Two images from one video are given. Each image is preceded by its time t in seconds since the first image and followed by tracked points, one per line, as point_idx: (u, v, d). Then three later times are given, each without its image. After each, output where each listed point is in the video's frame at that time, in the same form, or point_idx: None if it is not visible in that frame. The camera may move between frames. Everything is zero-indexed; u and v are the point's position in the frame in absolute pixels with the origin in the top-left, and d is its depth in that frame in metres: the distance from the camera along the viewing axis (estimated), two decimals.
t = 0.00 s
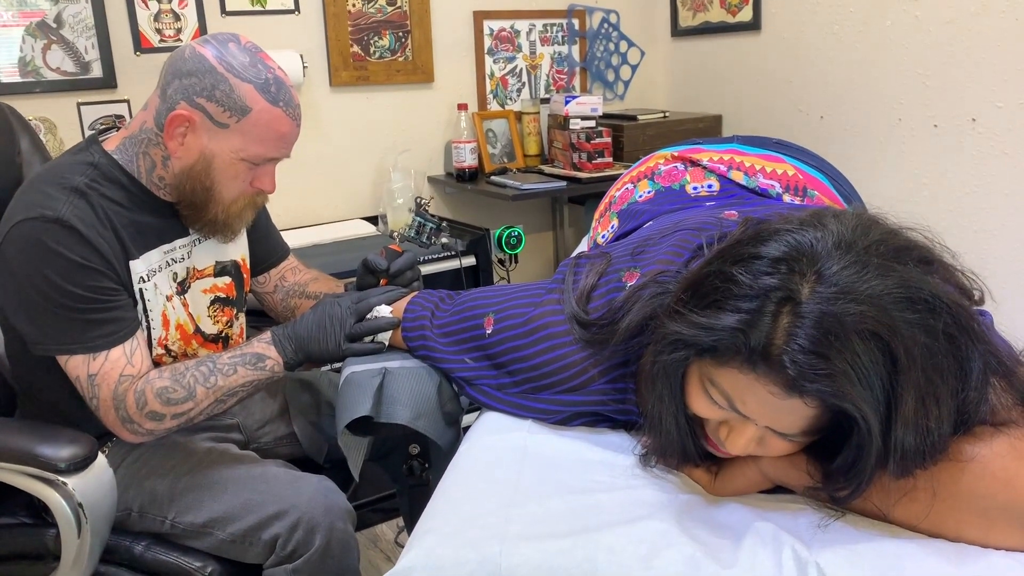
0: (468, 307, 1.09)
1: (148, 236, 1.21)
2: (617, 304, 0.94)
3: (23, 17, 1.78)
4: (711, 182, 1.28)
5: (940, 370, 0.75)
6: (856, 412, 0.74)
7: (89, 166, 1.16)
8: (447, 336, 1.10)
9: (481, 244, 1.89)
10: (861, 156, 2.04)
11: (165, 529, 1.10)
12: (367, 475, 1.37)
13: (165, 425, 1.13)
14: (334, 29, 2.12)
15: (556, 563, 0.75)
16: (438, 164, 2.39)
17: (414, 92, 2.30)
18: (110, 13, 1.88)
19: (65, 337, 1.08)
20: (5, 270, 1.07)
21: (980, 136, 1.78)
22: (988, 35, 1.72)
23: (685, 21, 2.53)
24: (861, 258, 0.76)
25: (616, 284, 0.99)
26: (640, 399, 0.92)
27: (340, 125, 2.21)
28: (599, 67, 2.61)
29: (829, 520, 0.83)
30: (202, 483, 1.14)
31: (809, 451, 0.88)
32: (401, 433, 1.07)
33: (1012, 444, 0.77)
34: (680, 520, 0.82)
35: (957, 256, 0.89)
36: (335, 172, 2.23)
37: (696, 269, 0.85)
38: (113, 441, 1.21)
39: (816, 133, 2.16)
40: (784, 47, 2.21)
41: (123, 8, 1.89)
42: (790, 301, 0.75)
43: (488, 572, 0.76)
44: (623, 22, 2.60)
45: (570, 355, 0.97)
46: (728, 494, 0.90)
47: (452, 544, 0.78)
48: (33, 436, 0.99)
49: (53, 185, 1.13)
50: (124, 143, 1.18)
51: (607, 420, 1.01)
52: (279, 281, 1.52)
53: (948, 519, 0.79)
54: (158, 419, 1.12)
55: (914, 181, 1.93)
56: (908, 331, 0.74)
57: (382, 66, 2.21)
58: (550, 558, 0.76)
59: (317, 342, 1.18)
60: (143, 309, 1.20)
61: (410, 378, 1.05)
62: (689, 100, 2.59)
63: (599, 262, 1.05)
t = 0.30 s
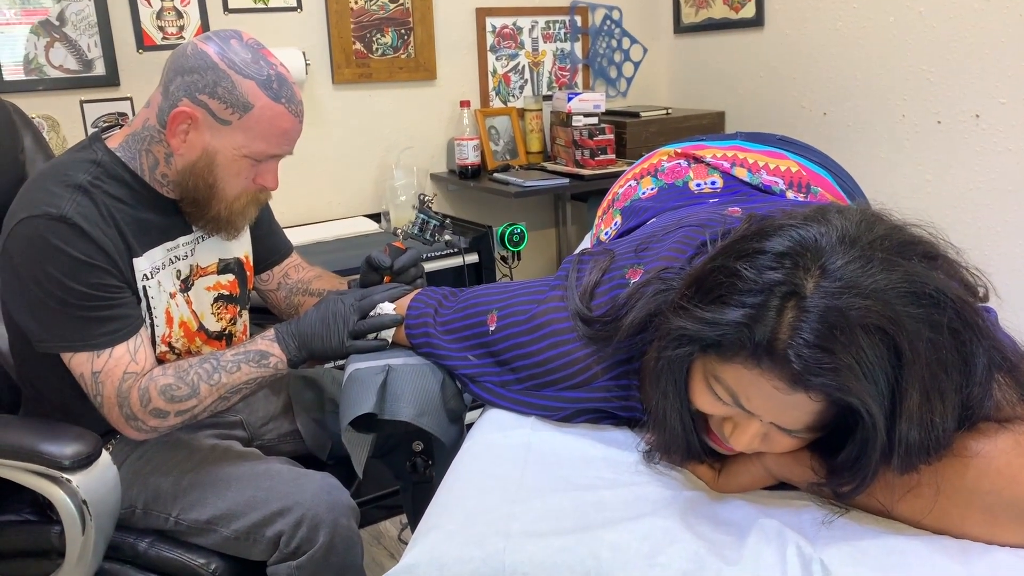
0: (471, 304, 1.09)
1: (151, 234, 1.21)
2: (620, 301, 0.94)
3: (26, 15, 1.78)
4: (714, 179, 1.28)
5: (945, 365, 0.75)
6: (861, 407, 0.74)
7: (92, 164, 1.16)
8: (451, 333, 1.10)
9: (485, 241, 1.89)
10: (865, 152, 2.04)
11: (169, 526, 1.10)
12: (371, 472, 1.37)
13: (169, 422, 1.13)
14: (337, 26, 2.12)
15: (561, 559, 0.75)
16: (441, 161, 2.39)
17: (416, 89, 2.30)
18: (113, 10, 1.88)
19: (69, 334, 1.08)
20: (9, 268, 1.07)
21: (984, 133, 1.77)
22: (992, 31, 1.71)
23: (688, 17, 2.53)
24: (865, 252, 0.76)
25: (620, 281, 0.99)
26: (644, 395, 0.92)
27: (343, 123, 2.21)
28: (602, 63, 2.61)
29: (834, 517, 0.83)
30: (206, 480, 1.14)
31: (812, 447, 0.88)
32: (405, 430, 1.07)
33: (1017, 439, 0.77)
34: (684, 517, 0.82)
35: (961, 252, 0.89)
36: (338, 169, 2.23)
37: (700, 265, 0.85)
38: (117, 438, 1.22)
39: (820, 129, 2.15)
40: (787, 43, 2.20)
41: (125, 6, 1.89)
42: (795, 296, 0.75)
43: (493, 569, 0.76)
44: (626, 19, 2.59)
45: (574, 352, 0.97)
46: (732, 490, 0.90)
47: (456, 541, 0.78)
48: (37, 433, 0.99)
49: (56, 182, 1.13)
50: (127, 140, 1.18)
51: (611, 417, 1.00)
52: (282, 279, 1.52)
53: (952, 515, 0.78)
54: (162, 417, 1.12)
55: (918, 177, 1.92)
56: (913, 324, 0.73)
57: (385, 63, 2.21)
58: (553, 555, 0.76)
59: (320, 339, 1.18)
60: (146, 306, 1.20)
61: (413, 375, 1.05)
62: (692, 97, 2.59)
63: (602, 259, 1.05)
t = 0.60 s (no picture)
0: (475, 302, 1.09)
1: (154, 232, 1.21)
2: (623, 299, 0.94)
3: (29, 14, 1.78)
4: (717, 177, 1.27)
5: (949, 362, 0.75)
6: (864, 404, 0.74)
7: (95, 163, 1.16)
8: (454, 332, 1.10)
9: (488, 239, 1.89)
10: (868, 150, 2.03)
11: (173, 525, 1.11)
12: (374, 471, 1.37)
13: (172, 420, 1.14)
14: (339, 24, 2.12)
15: (564, 558, 0.75)
16: (444, 159, 2.39)
17: (419, 88, 2.30)
18: (116, 9, 1.88)
19: (72, 333, 1.08)
20: (13, 266, 1.08)
21: (988, 130, 1.77)
22: (996, 28, 1.71)
23: (691, 15, 2.52)
24: (869, 250, 0.76)
25: (623, 279, 0.98)
26: (648, 393, 0.92)
27: (345, 121, 2.21)
28: (605, 61, 2.60)
29: (838, 515, 0.83)
30: (210, 478, 1.14)
31: (816, 446, 0.87)
32: (408, 429, 1.07)
33: (1021, 437, 0.77)
34: (688, 515, 0.82)
35: (966, 250, 0.89)
36: (341, 168, 2.23)
37: (703, 263, 0.85)
38: (121, 436, 1.22)
39: (823, 127, 2.15)
40: (790, 41, 2.20)
41: (127, 4, 1.89)
42: (798, 294, 0.75)
43: (496, 567, 0.76)
44: (628, 17, 2.59)
45: (577, 350, 0.97)
46: (736, 488, 0.90)
47: (460, 539, 0.78)
48: (41, 432, 0.99)
49: (59, 182, 1.13)
50: (130, 139, 1.18)
51: (614, 415, 1.00)
52: (285, 278, 1.52)
53: (956, 513, 0.78)
54: (166, 415, 1.13)
55: (922, 175, 1.92)
56: (917, 322, 0.73)
57: (387, 61, 2.21)
58: (557, 553, 0.76)
59: (323, 338, 1.18)
60: (150, 305, 1.21)
61: (416, 374, 1.05)
62: (694, 95, 2.59)
63: (605, 258, 1.05)
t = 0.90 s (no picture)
0: (475, 300, 1.09)
1: (155, 231, 1.21)
2: (624, 297, 0.94)
3: (29, 13, 1.78)
4: (718, 174, 1.27)
5: (950, 359, 0.75)
6: (864, 401, 0.74)
7: (95, 162, 1.16)
8: (455, 330, 1.10)
9: (488, 237, 1.89)
10: (869, 147, 2.03)
11: (174, 523, 1.11)
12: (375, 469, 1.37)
13: (173, 419, 1.14)
14: (339, 23, 2.12)
15: (564, 555, 0.75)
16: (444, 157, 2.39)
17: (419, 86, 2.30)
18: (116, 8, 1.88)
19: (73, 332, 1.08)
20: (14, 265, 1.08)
21: (989, 128, 1.76)
22: (996, 26, 1.70)
23: (692, 13, 2.52)
24: (869, 247, 0.76)
25: (623, 277, 0.98)
26: (648, 391, 0.92)
27: (345, 119, 2.21)
28: (605, 59, 2.60)
29: (838, 513, 0.83)
30: (211, 476, 1.15)
31: (816, 443, 0.87)
32: (409, 427, 1.06)
33: (1021, 435, 0.77)
34: (688, 513, 0.82)
35: (966, 248, 0.89)
36: (341, 166, 2.23)
37: (703, 261, 0.85)
38: (122, 435, 1.22)
39: (824, 125, 2.14)
40: (791, 39, 2.19)
41: (128, 3, 1.89)
42: (798, 291, 0.75)
43: (496, 564, 0.76)
44: (629, 15, 2.59)
45: (577, 347, 0.97)
46: (736, 486, 0.90)
47: (460, 537, 0.78)
48: (42, 430, 0.99)
49: (59, 180, 1.13)
50: (130, 137, 1.18)
51: (614, 413, 1.00)
52: (286, 276, 1.52)
53: (957, 510, 0.78)
54: (166, 414, 1.13)
55: (922, 172, 1.92)
56: (917, 319, 0.73)
57: (388, 60, 2.21)
58: (557, 551, 0.76)
59: (324, 336, 1.18)
60: (150, 304, 1.21)
61: (417, 372, 1.05)
62: (695, 93, 2.58)
63: (606, 255, 1.05)
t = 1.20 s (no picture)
0: (473, 299, 1.09)
1: (153, 230, 1.21)
2: (622, 295, 0.94)
3: (28, 12, 1.78)
4: (717, 172, 1.27)
5: (948, 357, 0.75)
6: (863, 399, 0.74)
7: (94, 160, 1.16)
8: (453, 328, 1.10)
9: (487, 236, 1.89)
10: (868, 145, 2.03)
11: (173, 521, 1.11)
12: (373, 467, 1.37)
13: (172, 417, 1.14)
14: (338, 21, 2.11)
15: (563, 553, 0.75)
16: (443, 156, 2.39)
17: (418, 84, 2.29)
18: (115, 6, 1.88)
19: (72, 330, 1.08)
20: (13, 264, 1.08)
21: (988, 126, 1.76)
22: (995, 23, 1.70)
23: (691, 11, 2.52)
24: (868, 245, 0.76)
25: (622, 275, 0.98)
26: (646, 389, 0.92)
27: (344, 118, 2.21)
28: (605, 57, 2.60)
29: (837, 510, 0.83)
30: (210, 475, 1.15)
31: (814, 440, 0.87)
32: (408, 425, 1.06)
33: (1019, 432, 0.77)
34: (687, 511, 0.82)
35: (965, 246, 0.89)
36: (340, 165, 2.23)
37: (702, 259, 0.85)
38: (121, 433, 1.22)
39: (823, 122, 2.14)
40: (790, 37, 2.19)
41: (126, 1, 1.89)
42: (796, 289, 0.75)
43: (495, 562, 0.76)
44: (628, 13, 2.58)
45: (576, 345, 0.97)
46: (734, 483, 0.90)
47: (459, 535, 0.79)
48: (41, 428, 0.99)
49: (58, 179, 1.13)
50: (128, 136, 1.18)
51: (613, 411, 1.00)
52: (285, 274, 1.52)
53: (955, 508, 0.78)
54: (165, 412, 1.13)
55: (921, 170, 1.92)
56: (915, 317, 0.73)
57: (386, 58, 2.21)
58: (556, 548, 0.76)
59: (322, 334, 1.18)
60: (149, 303, 1.21)
61: (415, 371, 1.05)
62: (694, 91, 2.58)
63: (604, 253, 1.05)
